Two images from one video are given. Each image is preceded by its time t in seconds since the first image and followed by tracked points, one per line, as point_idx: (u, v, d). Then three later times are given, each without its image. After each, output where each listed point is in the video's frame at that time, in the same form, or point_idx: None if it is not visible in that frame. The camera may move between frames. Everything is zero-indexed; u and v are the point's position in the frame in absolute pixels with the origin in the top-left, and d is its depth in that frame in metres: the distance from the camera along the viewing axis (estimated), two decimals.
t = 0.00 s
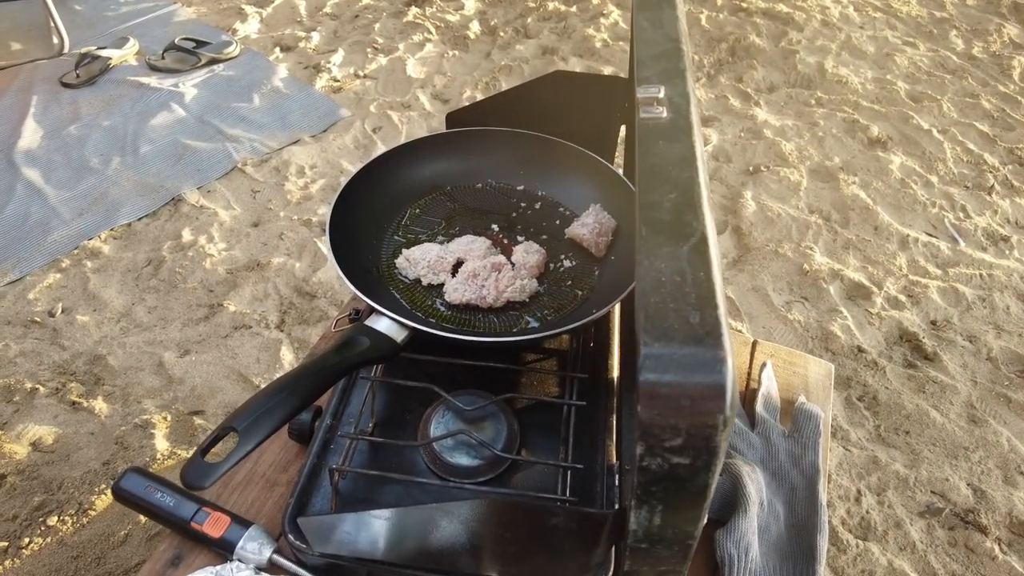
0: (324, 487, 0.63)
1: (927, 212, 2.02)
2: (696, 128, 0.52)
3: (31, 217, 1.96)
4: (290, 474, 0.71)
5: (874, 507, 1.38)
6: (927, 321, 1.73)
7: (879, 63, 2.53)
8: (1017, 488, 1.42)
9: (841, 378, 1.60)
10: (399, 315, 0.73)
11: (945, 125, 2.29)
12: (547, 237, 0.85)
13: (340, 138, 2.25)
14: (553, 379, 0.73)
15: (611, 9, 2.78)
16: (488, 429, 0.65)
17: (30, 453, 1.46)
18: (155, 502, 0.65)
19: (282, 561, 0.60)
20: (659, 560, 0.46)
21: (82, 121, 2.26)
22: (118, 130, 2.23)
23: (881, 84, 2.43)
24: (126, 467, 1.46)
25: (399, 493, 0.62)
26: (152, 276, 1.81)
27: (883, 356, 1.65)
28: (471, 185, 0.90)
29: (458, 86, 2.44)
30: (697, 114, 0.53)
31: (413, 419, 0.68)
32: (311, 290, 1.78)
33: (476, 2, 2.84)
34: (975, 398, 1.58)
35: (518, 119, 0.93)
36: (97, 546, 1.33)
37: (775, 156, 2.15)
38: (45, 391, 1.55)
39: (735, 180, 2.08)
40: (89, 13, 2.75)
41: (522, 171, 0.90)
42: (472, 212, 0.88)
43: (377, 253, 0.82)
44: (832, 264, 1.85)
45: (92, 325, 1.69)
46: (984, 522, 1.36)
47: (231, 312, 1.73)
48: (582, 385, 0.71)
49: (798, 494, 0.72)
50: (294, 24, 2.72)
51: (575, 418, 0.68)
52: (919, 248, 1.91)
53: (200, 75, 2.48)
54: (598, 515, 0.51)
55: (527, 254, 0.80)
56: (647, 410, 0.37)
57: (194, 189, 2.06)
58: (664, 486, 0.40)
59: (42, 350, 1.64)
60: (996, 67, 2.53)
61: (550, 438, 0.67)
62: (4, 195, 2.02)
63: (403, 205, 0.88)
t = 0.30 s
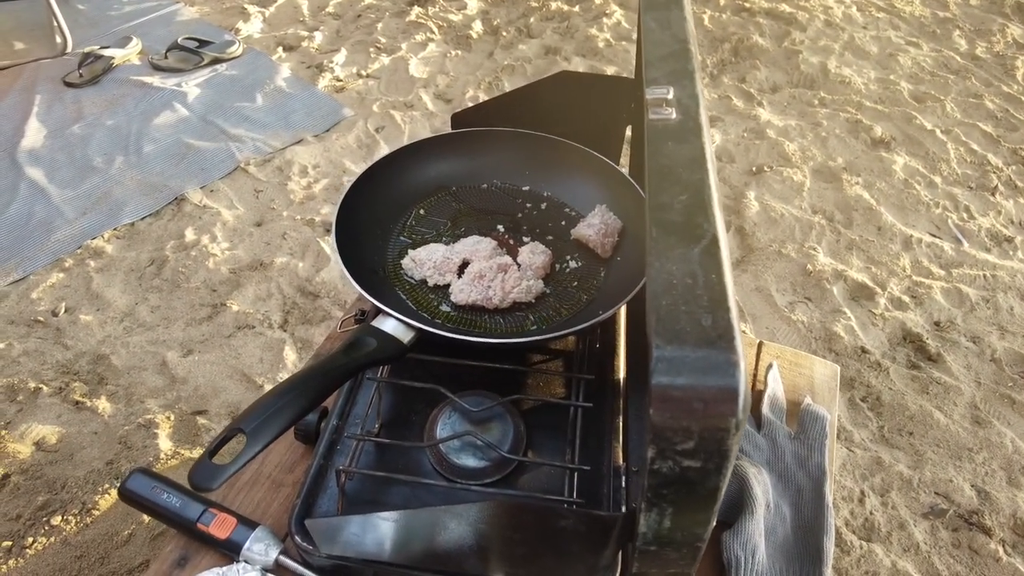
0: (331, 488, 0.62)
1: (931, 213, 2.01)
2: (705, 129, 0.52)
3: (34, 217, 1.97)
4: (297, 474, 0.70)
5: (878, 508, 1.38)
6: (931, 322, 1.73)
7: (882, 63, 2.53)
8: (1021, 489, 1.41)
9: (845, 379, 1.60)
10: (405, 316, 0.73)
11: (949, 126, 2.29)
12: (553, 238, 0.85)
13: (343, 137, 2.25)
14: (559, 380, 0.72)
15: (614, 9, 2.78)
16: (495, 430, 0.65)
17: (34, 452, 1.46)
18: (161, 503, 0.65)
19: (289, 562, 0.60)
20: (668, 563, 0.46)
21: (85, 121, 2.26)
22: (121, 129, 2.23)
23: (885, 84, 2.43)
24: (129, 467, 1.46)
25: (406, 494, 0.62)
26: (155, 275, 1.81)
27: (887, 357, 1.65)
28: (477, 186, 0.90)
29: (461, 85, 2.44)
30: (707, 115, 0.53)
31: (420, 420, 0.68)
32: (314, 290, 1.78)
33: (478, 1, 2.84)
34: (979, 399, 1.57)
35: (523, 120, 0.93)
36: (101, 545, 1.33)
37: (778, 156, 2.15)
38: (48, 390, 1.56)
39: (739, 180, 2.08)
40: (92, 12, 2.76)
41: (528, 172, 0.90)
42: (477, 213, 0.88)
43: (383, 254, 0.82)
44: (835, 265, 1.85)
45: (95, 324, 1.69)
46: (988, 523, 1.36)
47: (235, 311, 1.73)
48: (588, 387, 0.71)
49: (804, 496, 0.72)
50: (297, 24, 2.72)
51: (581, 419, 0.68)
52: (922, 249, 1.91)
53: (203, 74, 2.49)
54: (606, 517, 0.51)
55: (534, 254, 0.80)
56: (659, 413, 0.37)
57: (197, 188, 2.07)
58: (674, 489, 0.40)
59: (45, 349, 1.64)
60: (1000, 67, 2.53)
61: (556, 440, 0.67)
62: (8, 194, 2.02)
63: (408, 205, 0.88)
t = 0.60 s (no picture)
0: (334, 489, 0.62)
1: (933, 213, 2.01)
2: (710, 130, 0.52)
3: (37, 216, 1.97)
4: (300, 474, 0.70)
5: (880, 509, 1.38)
6: (933, 322, 1.73)
7: (884, 64, 2.52)
8: None
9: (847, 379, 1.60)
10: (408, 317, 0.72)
11: (951, 126, 2.28)
12: (556, 238, 0.85)
13: (345, 137, 2.25)
14: (562, 380, 0.72)
15: (615, 9, 2.78)
16: (498, 431, 0.65)
17: (36, 452, 1.46)
18: (165, 503, 0.65)
19: (293, 562, 0.60)
20: (673, 564, 0.46)
21: (87, 121, 2.27)
22: (123, 129, 2.24)
23: (887, 84, 2.43)
24: (131, 467, 1.46)
25: (410, 495, 0.62)
26: (157, 275, 1.81)
27: (889, 358, 1.65)
28: (480, 186, 0.90)
29: (463, 85, 2.44)
30: (711, 116, 0.53)
31: (423, 420, 0.68)
32: (316, 290, 1.78)
33: (480, 2, 2.84)
34: (982, 400, 1.57)
35: (526, 121, 0.93)
36: (103, 545, 1.33)
37: (780, 156, 2.15)
38: (51, 390, 1.56)
39: (740, 180, 2.08)
40: (94, 12, 2.77)
41: (531, 172, 0.90)
42: (481, 213, 0.88)
43: (386, 255, 0.81)
44: (838, 265, 1.85)
45: (97, 324, 1.70)
46: (990, 524, 1.36)
47: (237, 311, 1.73)
48: (591, 387, 0.71)
49: (807, 497, 0.72)
50: (298, 24, 2.73)
51: (585, 420, 0.68)
52: (925, 249, 1.91)
53: (205, 74, 2.49)
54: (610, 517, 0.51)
55: (537, 255, 0.79)
56: (666, 415, 0.37)
57: (199, 188, 2.07)
58: (679, 491, 0.40)
59: (48, 349, 1.64)
60: (1002, 67, 2.53)
61: (560, 440, 0.67)
62: (10, 194, 2.03)
63: (411, 205, 0.87)
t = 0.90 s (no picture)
0: (337, 490, 0.62)
1: (935, 214, 2.01)
2: (715, 130, 0.52)
3: (39, 217, 1.98)
4: (302, 475, 0.70)
5: (883, 510, 1.38)
6: (935, 322, 1.73)
7: (886, 64, 2.52)
8: None
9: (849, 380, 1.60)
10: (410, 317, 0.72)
11: (954, 126, 2.28)
12: (559, 238, 0.84)
13: (347, 137, 2.25)
14: (565, 381, 0.72)
15: (617, 9, 2.78)
16: (501, 432, 0.65)
17: (38, 452, 1.46)
18: (167, 503, 0.64)
19: (295, 563, 0.60)
20: (677, 566, 0.46)
21: (89, 120, 2.28)
22: (125, 129, 2.25)
23: (889, 84, 2.42)
24: (133, 467, 1.46)
25: (412, 496, 0.62)
26: (159, 275, 1.82)
27: (892, 358, 1.65)
28: (483, 186, 0.89)
29: (464, 85, 2.45)
30: (715, 116, 0.53)
31: (425, 421, 0.68)
32: (318, 290, 1.78)
33: (482, 1, 2.84)
34: (984, 400, 1.57)
35: (527, 122, 0.93)
36: (104, 545, 1.33)
37: (782, 156, 2.15)
38: (53, 390, 1.56)
39: (742, 180, 2.07)
40: (96, 12, 2.77)
41: (533, 173, 0.90)
42: (483, 213, 0.87)
43: (388, 255, 0.81)
44: (840, 265, 1.84)
45: (99, 324, 1.70)
46: (993, 525, 1.36)
47: (238, 311, 1.73)
48: (594, 388, 0.70)
49: (811, 498, 0.71)
50: (300, 24, 2.73)
51: (588, 421, 0.67)
52: (927, 249, 1.90)
53: (207, 74, 2.50)
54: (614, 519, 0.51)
55: (539, 255, 0.79)
56: (671, 417, 0.37)
57: (201, 188, 2.08)
58: (684, 493, 0.40)
59: (50, 348, 1.65)
60: (1004, 67, 2.52)
61: (563, 441, 0.67)
62: (12, 194, 2.04)
63: (414, 205, 0.87)
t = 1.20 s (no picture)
0: (338, 489, 0.62)
1: (936, 214, 2.01)
2: (716, 131, 0.52)
3: (41, 217, 1.99)
4: (304, 475, 0.70)
5: (883, 510, 1.38)
6: (936, 322, 1.73)
7: (888, 63, 2.52)
8: None
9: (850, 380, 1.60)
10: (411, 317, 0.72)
11: (955, 126, 2.28)
12: (560, 238, 0.84)
13: (348, 137, 2.25)
14: (566, 381, 0.72)
15: (618, 9, 2.78)
16: (502, 432, 0.65)
17: (40, 451, 1.46)
18: (169, 503, 0.64)
19: (296, 563, 0.60)
20: (678, 566, 0.46)
21: (90, 121, 2.29)
22: (126, 129, 2.26)
23: (890, 84, 2.42)
24: (134, 467, 1.46)
25: (413, 495, 0.62)
26: (160, 275, 1.82)
27: (893, 358, 1.65)
28: (484, 186, 0.89)
29: (465, 85, 2.45)
30: (717, 117, 0.53)
31: (427, 421, 0.68)
32: (319, 290, 1.78)
33: (483, 1, 2.84)
34: (985, 400, 1.57)
35: (528, 122, 0.93)
36: (106, 544, 1.33)
37: (783, 156, 2.15)
38: (54, 389, 1.56)
39: (743, 180, 2.08)
40: (97, 11, 2.78)
41: (535, 173, 0.90)
42: (484, 213, 0.87)
43: (390, 255, 0.81)
44: (841, 265, 1.85)
45: (101, 324, 1.71)
46: (994, 526, 1.36)
47: (240, 311, 1.73)
48: (595, 388, 0.70)
49: (812, 498, 0.71)
50: (301, 24, 2.74)
51: (589, 421, 0.67)
52: (928, 249, 1.90)
53: (208, 74, 2.51)
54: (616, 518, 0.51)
55: (541, 255, 0.79)
56: (673, 417, 0.36)
57: (202, 188, 2.08)
58: (685, 492, 0.40)
59: (51, 348, 1.65)
60: (1005, 67, 2.52)
61: (564, 441, 0.67)
62: (14, 194, 2.05)
63: (415, 205, 0.86)
